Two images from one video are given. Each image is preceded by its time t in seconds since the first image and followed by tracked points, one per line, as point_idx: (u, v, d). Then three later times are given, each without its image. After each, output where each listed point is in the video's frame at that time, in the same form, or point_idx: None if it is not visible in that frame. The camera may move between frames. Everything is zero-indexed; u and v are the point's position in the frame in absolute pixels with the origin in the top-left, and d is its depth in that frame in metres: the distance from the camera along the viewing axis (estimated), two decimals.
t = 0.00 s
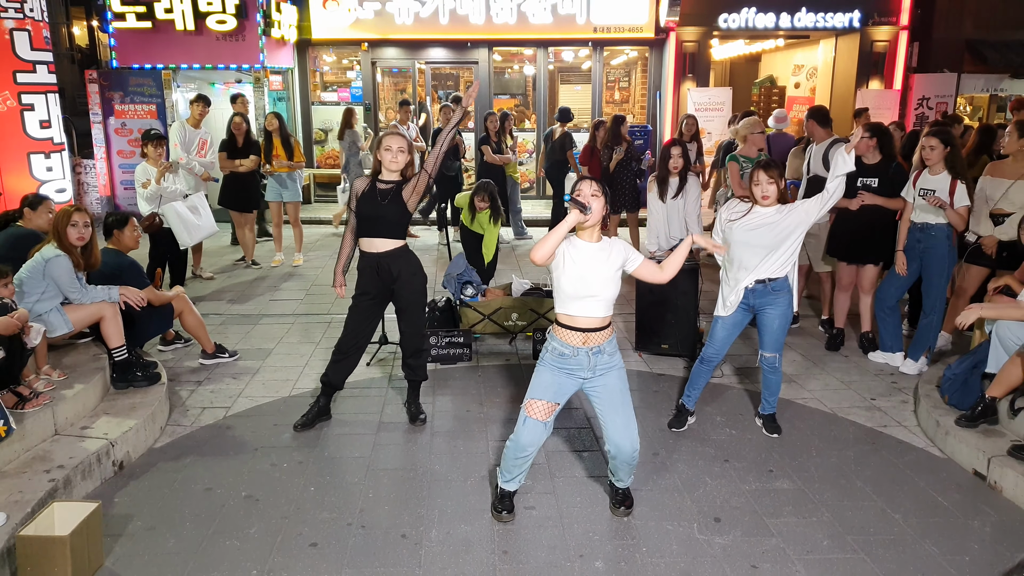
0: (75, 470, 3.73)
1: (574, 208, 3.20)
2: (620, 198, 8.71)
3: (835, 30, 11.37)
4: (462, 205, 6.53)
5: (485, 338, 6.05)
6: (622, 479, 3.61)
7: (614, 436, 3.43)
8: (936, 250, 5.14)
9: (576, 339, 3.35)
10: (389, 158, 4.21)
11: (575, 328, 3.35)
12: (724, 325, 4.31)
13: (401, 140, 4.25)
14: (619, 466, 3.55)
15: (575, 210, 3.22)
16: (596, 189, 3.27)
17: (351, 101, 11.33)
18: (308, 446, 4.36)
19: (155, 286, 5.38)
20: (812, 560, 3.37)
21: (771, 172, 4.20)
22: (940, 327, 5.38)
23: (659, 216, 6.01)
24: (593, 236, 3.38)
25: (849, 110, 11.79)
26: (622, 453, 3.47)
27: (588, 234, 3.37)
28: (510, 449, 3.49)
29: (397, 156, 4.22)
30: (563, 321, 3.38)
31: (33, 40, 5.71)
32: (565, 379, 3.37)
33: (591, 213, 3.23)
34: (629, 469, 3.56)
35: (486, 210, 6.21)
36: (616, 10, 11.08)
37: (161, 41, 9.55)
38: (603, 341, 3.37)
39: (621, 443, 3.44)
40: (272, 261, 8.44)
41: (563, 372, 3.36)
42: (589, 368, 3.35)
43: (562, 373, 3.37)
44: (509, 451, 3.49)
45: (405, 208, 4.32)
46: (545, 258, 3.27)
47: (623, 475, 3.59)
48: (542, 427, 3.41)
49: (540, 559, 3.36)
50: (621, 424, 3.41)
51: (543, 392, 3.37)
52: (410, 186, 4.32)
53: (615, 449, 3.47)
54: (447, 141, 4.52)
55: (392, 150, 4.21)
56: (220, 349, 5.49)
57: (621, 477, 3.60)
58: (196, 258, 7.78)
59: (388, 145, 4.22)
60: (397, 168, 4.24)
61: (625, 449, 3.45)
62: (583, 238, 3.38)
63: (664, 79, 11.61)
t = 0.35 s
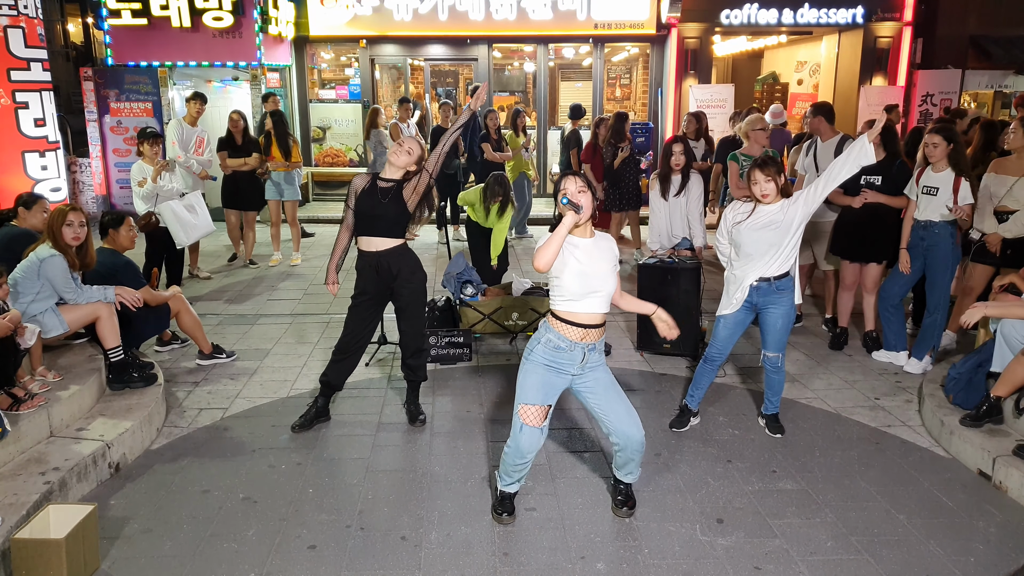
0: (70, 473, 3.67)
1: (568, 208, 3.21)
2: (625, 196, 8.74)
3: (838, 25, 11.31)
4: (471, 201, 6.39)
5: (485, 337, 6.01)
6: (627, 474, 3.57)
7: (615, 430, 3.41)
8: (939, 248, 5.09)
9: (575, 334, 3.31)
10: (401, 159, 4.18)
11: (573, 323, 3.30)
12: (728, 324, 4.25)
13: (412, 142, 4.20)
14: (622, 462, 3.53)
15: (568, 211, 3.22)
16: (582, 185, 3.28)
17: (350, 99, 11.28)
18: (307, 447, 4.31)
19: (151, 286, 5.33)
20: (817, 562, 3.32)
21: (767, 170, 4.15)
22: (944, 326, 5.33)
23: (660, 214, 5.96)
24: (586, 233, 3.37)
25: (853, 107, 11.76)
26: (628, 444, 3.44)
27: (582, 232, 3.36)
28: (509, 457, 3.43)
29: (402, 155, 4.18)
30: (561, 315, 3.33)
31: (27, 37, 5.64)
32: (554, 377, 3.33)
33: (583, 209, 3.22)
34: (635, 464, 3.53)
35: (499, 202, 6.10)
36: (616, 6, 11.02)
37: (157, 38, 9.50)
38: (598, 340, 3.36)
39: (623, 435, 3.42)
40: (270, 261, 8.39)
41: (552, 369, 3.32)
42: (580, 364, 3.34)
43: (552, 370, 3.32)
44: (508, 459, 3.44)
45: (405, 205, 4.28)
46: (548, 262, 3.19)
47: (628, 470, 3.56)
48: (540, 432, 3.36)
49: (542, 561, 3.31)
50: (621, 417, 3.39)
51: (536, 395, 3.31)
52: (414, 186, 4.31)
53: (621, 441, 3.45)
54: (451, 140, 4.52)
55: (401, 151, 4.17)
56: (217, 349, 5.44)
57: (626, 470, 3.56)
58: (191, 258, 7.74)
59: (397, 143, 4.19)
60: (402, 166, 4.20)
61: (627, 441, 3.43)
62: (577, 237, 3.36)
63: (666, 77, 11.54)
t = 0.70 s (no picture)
0: (63, 473, 3.59)
1: (558, 195, 3.07)
2: (627, 192, 8.70)
3: (846, 18, 11.18)
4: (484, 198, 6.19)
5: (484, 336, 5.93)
6: (623, 470, 3.51)
7: (610, 421, 3.35)
8: (949, 246, 4.99)
9: (571, 314, 3.23)
10: (393, 157, 4.06)
11: (571, 303, 3.22)
12: (730, 324, 4.15)
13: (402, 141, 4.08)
14: (618, 455, 3.46)
15: (558, 195, 3.08)
16: (573, 166, 3.18)
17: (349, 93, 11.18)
18: (303, 448, 4.23)
19: (145, 283, 5.25)
20: (824, 566, 3.23)
21: (780, 166, 4.07)
22: (953, 325, 5.23)
23: (665, 211, 5.89)
24: (579, 214, 3.29)
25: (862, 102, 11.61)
26: (623, 436, 3.38)
27: (575, 213, 3.27)
28: (505, 445, 3.38)
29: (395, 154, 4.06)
30: (558, 294, 3.24)
31: (18, 29, 5.59)
32: (549, 362, 3.24)
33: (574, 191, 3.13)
34: (631, 457, 3.47)
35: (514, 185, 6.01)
36: None
37: (150, 30, 9.32)
38: (594, 321, 3.28)
39: (620, 426, 3.36)
40: (267, 258, 8.32)
41: (548, 352, 3.23)
42: (576, 348, 3.26)
43: (548, 355, 3.24)
44: (505, 447, 3.38)
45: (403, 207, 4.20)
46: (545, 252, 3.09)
47: (624, 464, 3.49)
48: (537, 419, 3.31)
49: (542, 565, 3.22)
50: (614, 406, 3.35)
51: (532, 382, 3.23)
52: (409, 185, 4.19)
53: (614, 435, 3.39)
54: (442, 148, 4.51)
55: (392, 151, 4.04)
56: (212, 349, 5.36)
57: (623, 467, 3.50)
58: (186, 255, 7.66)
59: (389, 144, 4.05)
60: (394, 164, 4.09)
61: (623, 431, 3.37)
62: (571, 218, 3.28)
63: (670, 71, 11.42)
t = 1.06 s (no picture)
0: (54, 476, 3.51)
1: (538, 175, 2.96)
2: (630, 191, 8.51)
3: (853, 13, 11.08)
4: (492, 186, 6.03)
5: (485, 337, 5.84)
6: (619, 467, 3.45)
7: (598, 412, 3.30)
8: (957, 245, 4.90)
9: (551, 302, 3.16)
10: (370, 173, 4.04)
11: (549, 290, 3.16)
12: (735, 327, 4.09)
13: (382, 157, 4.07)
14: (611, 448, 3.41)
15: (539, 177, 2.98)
16: (564, 148, 3.10)
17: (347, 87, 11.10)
18: (298, 451, 4.14)
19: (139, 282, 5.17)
20: (832, 572, 3.14)
21: (790, 170, 3.95)
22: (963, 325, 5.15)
23: (670, 209, 5.82)
24: (565, 197, 3.20)
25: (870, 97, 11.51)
26: (608, 428, 3.34)
27: (560, 195, 3.18)
28: (498, 436, 3.36)
29: (377, 171, 4.05)
30: (536, 282, 3.18)
31: (10, 23, 5.73)
32: (537, 354, 3.18)
33: (557, 173, 3.06)
34: (622, 451, 3.41)
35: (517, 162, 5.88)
36: None
37: (144, 24, 9.33)
38: (578, 306, 3.20)
39: (607, 415, 3.32)
40: (262, 256, 8.24)
41: (536, 344, 3.17)
42: (563, 339, 3.18)
43: (534, 347, 3.17)
44: (498, 438, 3.36)
45: (389, 231, 4.16)
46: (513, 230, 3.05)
47: (616, 459, 3.43)
48: (529, 411, 3.27)
49: (543, 571, 3.14)
50: (604, 397, 3.29)
51: (520, 375, 3.19)
52: (393, 210, 4.18)
53: (604, 426, 3.35)
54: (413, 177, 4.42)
55: (371, 167, 4.03)
56: (207, 349, 5.28)
57: (618, 464, 3.44)
58: (180, 253, 7.57)
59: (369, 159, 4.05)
60: (377, 184, 4.07)
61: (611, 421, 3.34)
62: (555, 199, 3.19)
63: (674, 65, 11.33)
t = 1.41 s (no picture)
0: (51, 476, 3.47)
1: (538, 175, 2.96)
2: (633, 188, 8.53)
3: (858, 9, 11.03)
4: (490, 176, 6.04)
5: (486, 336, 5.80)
6: (620, 464, 3.41)
7: (601, 409, 3.27)
8: (962, 243, 4.85)
9: (554, 300, 3.13)
10: (344, 187, 4.05)
11: (551, 288, 3.13)
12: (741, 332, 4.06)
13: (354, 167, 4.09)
14: (613, 445, 3.37)
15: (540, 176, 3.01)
16: (568, 145, 3.05)
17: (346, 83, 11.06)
18: (297, 451, 4.09)
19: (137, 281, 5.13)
20: (836, 573, 3.09)
21: (799, 179, 3.96)
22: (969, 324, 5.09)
23: (674, 208, 5.76)
24: (568, 194, 3.16)
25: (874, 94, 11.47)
26: (610, 425, 3.31)
27: (562, 193, 3.15)
28: (502, 433, 3.31)
29: (352, 184, 4.05)
30: (540, 281, 3.15)
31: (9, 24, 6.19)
32: (544, 351, 3.15)
33: (560, 173, 3.03)
34: (623, 448, 3.37)
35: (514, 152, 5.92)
36: None
37: (142, 20, 9.27)
38: (584, 303, 3.15)
39: (609, 412, 3.28)
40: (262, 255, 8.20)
41: (544, 341, 3.14)
42: (569, 335, 3.13)
43: (541, 344, 3.14)
44: (502, 435, 3.32)
45: (378, 240, 4.16)
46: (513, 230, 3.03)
47: (618, 456, 3.39)
48: (535, 410, 3.22)
49: (544, 572, 3.09)
50: (608, 394, 3.25)
51: (526, 372, 3.16)
52: (381, 216, 4.20)
53: (607, 424, 3.31)
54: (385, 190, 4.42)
55: (346, 179, 4.04)
56: (205, 348, 5.24)
57: (619, 461, 3.40)
58: (178, 252, 7.53)
59: (342, 172, 4.06)
60: (354, 196, 4.07)
61: (613, 419, 3.30)
62: (558, 197, 3.16)
63: (677, 61, 11.29)
